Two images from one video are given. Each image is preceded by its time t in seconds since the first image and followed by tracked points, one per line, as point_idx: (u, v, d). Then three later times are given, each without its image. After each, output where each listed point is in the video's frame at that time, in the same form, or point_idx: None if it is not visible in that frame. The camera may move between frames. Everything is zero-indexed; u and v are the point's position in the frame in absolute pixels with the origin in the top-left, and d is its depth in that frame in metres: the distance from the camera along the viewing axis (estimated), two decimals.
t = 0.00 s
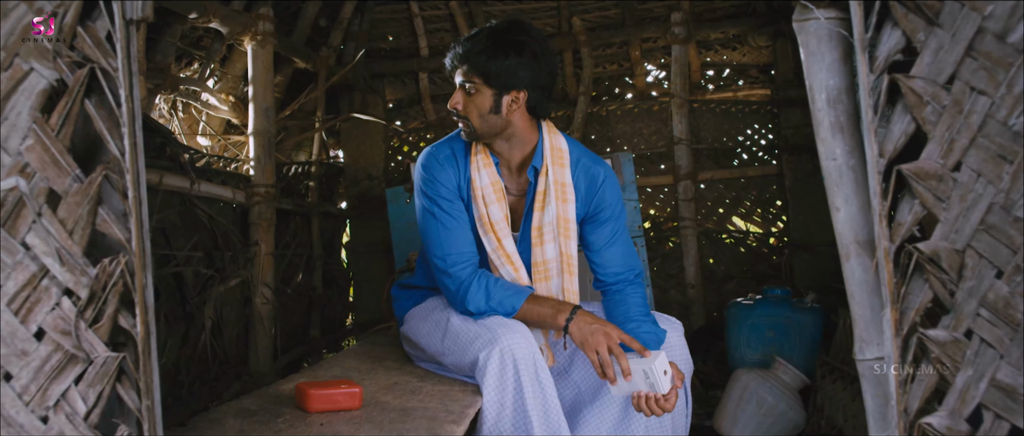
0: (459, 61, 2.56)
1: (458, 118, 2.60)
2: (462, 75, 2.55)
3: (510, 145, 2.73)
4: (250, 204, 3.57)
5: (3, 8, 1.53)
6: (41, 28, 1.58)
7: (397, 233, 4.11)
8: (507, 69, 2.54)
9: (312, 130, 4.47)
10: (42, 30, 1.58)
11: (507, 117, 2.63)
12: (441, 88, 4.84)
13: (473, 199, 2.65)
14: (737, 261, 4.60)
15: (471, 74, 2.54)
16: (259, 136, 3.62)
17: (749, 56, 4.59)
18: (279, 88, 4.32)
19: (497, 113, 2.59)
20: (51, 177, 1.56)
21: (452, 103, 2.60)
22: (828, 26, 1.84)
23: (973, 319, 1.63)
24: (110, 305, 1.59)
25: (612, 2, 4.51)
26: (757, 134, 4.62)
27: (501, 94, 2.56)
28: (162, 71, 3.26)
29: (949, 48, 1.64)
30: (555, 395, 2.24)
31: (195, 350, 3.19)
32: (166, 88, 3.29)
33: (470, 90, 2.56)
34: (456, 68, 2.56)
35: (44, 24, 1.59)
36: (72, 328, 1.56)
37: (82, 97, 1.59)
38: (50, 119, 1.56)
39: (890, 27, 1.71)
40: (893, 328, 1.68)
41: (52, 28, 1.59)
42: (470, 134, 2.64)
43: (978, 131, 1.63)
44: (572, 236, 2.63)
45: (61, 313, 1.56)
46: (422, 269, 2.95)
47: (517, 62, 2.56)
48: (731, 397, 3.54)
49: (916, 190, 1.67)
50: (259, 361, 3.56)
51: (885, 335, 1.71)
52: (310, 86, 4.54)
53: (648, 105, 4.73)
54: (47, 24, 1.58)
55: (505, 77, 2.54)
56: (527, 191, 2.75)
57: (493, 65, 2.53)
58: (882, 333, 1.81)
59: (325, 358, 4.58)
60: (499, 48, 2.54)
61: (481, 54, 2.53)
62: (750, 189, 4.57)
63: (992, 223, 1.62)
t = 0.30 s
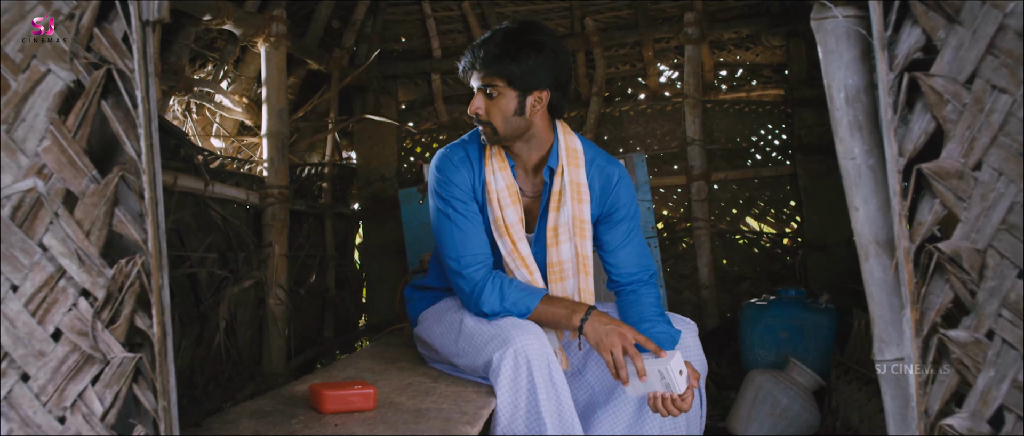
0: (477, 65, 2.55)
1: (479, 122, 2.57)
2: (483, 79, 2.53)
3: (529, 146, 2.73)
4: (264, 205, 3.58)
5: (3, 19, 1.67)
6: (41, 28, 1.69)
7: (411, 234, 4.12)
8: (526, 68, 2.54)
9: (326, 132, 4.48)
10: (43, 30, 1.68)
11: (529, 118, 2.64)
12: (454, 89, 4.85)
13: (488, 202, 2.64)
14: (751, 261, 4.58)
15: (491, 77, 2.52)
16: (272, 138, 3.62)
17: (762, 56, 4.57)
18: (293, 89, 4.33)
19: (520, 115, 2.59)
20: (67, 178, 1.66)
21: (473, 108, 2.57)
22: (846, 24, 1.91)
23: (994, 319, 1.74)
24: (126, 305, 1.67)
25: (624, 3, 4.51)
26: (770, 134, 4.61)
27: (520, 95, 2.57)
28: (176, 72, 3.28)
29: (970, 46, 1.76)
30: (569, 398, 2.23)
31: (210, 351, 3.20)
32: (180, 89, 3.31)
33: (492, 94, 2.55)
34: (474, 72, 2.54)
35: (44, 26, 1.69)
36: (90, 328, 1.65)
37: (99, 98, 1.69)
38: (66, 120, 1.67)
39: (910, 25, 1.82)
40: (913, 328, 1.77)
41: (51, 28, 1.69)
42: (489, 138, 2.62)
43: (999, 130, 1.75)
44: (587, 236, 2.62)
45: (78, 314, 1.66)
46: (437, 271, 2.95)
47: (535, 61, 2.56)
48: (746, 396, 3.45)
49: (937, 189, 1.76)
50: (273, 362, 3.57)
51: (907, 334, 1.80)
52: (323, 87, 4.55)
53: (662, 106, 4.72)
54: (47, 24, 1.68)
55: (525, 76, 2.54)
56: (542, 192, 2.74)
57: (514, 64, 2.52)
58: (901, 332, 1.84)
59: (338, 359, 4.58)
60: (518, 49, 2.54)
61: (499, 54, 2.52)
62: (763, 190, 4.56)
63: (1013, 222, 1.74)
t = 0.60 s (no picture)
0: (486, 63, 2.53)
1: (495, 123, 2.56)
2: (497, 79, 2.52)
3: (536, 143, 2.72)
4: (264, 202, 3.59)
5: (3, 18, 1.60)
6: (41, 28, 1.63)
7: (411, 231, 4.11)
8: (536, 64, 2.53)
9: (326, 128, 4.47)
10: (42, 30, 1.62)
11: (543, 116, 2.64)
12: (455, 86, 4.86)
13: (491, 200, 2.64)
14: (752, 260, 4.59)
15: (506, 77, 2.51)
16: (273, 134, 3.62)
17: (763, 54, 4.58)
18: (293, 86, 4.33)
19: (535, 112, 2.59)
20: (71, 171, 1.61)
21: (487, 109, 2.55)
22: (854, 21, 1.85)
23: (1000, 317, 1.71)
24: (131, 299, 1.63)
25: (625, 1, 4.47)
26: (771, 133, 4.61)
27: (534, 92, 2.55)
28: (177, 68, 3.26)
29: (977, 43, 1.72)
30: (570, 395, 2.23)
31: (210, 347, 3.20)
32: (181, 85, 3.30)
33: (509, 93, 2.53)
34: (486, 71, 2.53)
35: (45, 25, 1.62)
36: (93, 323, 1.61)
37: (104, 91, 1.64)
38: (70, 114, 1.61)
39: (918, 21, 1.76)
40: (920, 326, 1.73)
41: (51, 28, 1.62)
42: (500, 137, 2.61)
43: (1006, 127, 1.70)
44: (591, 233, 2.63)
45: (82, 309, 1.61)
46: (438, 268, 2.95)
47: (542, 58, 2.55)
48: (745, 395, 3.53)
49: (944, 186, 1.72)
50: (273, 358, 3.57)
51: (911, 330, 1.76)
52: (324, 84, 4.54)
53: (663, 103, 4.73)
54: (47, 24, 1.62)
55: (533, 71, 2.53)
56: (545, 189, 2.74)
57: (523, 61, 2.52)
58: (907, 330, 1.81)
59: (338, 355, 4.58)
60: (532, 47, 2.53)
61: (507, 52, 2.52)
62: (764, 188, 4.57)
63: (1020, 219, 1.70)
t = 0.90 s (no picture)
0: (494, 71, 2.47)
1: (511, 129, 2.53)
2: (512, 85, 2.48)
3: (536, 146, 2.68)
4: (253, 204, 3.56)
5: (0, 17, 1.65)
6: (40, 28, 1.68)
7: (401, 233, 4.10)
8: (549, 66, 2.50)
9: (315, 131, 4.46)
10: (42, 30, 1.67)
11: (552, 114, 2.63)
12: (443, 89, 4.86)
13: (486, 204, 2.64)
14: (740, 262, 4.60)
15: (521, 81, 2.48)
16: (262, 136, 3.61)
17: (750, 57, 4.59)
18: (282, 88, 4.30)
19: (547, 113, 2.57)
20: (70, 172, 1.65)
21: (503, 115, 2.52)
22: (857, 20, 1.92)
23: (1002, 315, 1.77)
24: (131, 299, 1.66)
25: (615, 3, 4.52)
26: (758, 135, 4.64)
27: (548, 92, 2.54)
28: (167, 69, 3.25)
29: (980, 43, 1.80)
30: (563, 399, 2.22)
31: (200, 350, 3.18)
32: (170, 86, 3.29)
33: (525, 97, 2.51)
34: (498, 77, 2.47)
35: (44, 25, 1.68)
36: (92, 325, 1.63)
37: (103, 91, 1.68)
38: (69, 113, 1.65)
39: (921, 21, 1.83)
40: (926, 323, 1.78)
41: (51, 28, 1.68)
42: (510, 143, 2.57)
43: (1007, 127, 1.78)
44: (587, 233, 2.64)
45: (80, 311, 1.64)
46: (430, 272, 2.94)
47: (552, 56, 2.52)
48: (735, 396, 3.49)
49: (948, 185, 1.79)
50: (263, 361, 3.55)
51: (916, 328, 1.80)
52: (312, 87, 4.51)
53: (650, 106, 4.73)
54: (46, 24, 1.68)
55: (546, 70, 2.50)
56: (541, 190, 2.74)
57: (538, 60, 2.48)
58: (910, 329, 1.85)
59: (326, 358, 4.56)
60: (541, 49, 2.49)
61: (520, 51, 2.47)
62: (751, 190, 4.59)
63: (1022, 218, 1.76)
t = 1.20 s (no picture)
0: (527, 73, 2.44)
1: (545, 128, 2.53)
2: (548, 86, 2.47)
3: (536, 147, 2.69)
4: (253, 204, 3.55)
5: (11, 12, 1.55)
6: (41, 28, 1.57)
7: (399, 234, 4.09)
8: (575, 61, 2.51)
9: (313, 131, 4.44)
10: (43, 29, 1.57)
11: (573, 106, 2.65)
12: (440, 89, 4.86)
13: (494, 205, 2.64)
14: (738, 262, 4.62)
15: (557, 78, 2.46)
16: (261, 136, 3.60)
17: (747, 57, 4.60)
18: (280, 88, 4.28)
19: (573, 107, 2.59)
20: (86, 169, 1.58)
21: (536, 116, 2.52)
22: (875, 17, 1.84)
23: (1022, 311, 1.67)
24: (146, 298, 1.61)
25: (612, 4, 4.54)
26: (756, 136, 4.64)
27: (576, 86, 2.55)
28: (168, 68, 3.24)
29: (998, 40, 1.69)
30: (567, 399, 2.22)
31: (200, 350, 3.17)
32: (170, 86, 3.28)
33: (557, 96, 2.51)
34: (534, 80, 2.44)
35: (46, 24, 1.57)
36: (108, 322, 1.58)
37: (119, 88, 1.62)
38: (84, 109, 1.59)
39: (940, 18, 1.72)
40: (942, 321, 1.72)
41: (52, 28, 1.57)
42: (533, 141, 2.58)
43: None
44: (594, 230, 2.65)
45: (95, 308, 1.58)
46: (431, 274, 2.94)
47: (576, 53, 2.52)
48: (735, 397, 3.54)
49: (966, 182, 1.71)
50: (262, 362, 3.53)
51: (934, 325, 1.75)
52: (310, 87, 4.50)
53: (648, 107, 4.74)
54: (46, 23, 1.57)
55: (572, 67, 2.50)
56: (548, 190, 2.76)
57: (569, 57, 2.48)
58: (928, 325, 1.79)
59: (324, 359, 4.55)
60: (566, 46, 2.49)
61: (554, 52, 2.45)
62: (749, 190, 4.59)
63: None
